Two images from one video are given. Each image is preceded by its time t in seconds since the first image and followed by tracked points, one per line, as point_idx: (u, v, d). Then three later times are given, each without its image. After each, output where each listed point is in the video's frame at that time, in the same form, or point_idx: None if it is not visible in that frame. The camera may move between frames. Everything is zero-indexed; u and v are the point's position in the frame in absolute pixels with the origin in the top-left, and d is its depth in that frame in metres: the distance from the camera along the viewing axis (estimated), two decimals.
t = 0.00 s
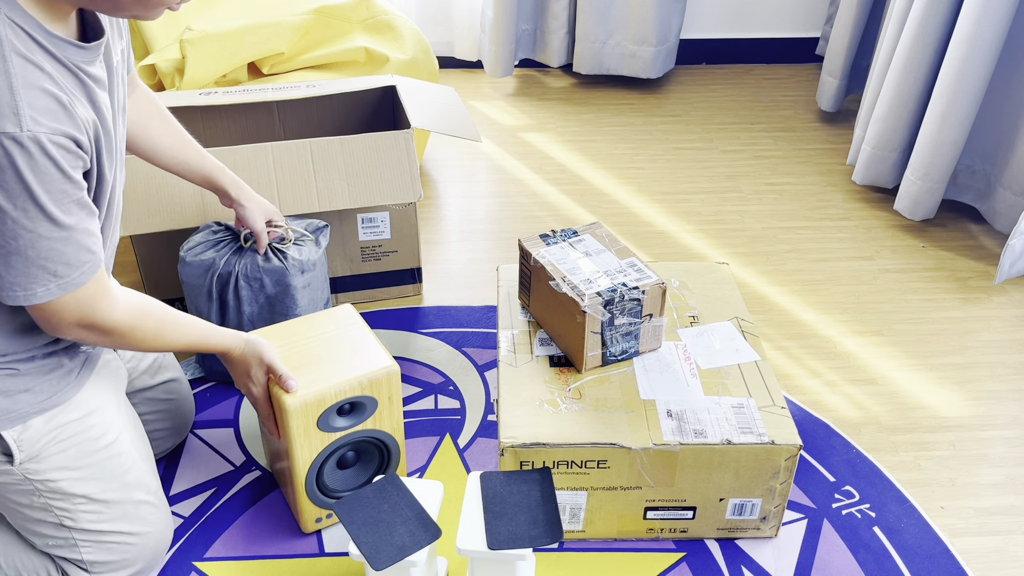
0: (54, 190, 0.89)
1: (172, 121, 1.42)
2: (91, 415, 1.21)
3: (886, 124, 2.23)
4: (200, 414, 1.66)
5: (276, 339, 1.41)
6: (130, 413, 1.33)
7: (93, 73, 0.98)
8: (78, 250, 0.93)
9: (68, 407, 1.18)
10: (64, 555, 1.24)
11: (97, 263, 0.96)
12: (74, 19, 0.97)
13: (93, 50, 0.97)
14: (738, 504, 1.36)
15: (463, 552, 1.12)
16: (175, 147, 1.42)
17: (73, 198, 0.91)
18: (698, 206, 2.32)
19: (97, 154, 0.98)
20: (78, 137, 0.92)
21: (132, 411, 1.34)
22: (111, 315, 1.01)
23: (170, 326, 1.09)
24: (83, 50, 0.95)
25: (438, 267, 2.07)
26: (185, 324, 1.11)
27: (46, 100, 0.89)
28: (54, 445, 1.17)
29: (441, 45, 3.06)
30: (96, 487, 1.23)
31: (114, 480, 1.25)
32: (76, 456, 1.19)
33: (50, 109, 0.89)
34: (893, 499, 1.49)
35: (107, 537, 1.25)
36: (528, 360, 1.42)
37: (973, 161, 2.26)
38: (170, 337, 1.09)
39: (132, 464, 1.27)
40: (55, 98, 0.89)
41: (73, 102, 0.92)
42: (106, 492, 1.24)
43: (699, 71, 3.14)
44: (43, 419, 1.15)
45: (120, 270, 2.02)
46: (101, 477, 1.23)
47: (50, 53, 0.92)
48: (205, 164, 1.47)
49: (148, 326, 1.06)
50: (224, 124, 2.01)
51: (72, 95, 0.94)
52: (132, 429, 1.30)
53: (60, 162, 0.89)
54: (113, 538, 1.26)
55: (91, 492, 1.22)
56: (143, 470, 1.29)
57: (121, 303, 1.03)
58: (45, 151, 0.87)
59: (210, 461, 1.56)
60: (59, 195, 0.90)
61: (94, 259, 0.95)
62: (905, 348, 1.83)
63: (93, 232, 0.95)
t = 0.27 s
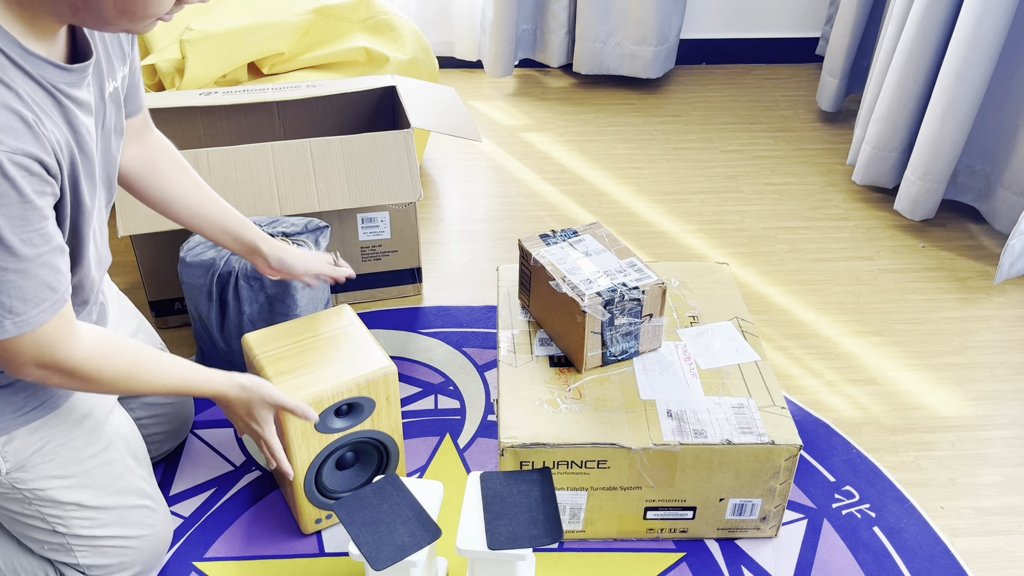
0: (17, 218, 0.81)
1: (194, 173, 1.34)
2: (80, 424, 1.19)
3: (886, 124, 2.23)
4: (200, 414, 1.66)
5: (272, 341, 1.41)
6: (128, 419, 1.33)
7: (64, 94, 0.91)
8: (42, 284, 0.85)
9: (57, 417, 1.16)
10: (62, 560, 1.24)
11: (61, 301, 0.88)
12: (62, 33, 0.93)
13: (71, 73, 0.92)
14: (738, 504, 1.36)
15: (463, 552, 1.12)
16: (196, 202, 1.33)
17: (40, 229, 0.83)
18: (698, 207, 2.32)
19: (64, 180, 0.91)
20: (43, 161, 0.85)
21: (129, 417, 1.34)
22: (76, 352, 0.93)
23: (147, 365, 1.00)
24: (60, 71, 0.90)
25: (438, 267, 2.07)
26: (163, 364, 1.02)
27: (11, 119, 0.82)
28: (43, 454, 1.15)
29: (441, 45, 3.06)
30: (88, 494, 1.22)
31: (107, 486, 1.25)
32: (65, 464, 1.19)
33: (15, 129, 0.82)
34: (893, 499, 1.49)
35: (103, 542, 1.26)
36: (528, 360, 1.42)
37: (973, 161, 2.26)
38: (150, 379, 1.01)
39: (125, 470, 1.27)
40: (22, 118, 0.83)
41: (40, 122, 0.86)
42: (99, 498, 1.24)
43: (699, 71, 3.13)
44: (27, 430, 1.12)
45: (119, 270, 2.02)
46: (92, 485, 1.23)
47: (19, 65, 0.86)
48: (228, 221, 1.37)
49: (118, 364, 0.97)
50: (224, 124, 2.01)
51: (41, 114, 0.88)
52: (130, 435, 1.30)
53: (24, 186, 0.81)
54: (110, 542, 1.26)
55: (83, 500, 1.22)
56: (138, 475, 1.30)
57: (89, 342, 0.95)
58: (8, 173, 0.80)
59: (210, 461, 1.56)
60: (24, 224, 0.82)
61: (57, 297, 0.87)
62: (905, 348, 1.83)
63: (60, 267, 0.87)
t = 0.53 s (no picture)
0: (28, 263, 0.83)
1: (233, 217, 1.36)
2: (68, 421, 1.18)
3: (886, 124, 2.23)
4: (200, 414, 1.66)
5: (274, 340, 1.41)
6: (122, 415, 1.33)
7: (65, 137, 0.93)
8: (63, 313, 0.87)
9: (43, 416, 1.16)
10: (60, 559, 1.24)
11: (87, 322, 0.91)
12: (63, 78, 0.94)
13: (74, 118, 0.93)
14: (738, 504, 1.36)
15: (463, 552, 1.12)
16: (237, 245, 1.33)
17: (52, 265, 0.85)
18: (698, 206, 2.32)
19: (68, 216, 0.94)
20: (46, 205, 0.87)
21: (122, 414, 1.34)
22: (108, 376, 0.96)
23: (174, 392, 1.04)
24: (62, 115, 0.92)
25: (438, 267, 2.07)
26: (197, 396, 1.07)
27: (12, 170, 0.84)
28: (30, 454, 1.16)
29: (441, 45, 3.06)
30: (81, 492, 1.23)
31: (100, 482, 1.25)
32: (55, 462, 1.19)
33: (19, 177, 0.84)
34: (893, 499, 1.49)
35: (100, 539, 1.26)
36: (528, 360, 1.42)
37: (973, 161, 2.26)
38: (180, 407, 1.05)
39: (118, 467, 1.27)
40: (25, 168, 0.85)
41: (43, 170, 0.88)
42: (93, 495, 1.24)
43: (699, 71, 3.14)
44: (14, 429, 1.13)
45: (119, 270, 2.02)
46: (85, 482, 1.23)
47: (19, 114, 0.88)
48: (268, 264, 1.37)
49: (147, 390, 1.01)
50: (223, 124, 2.01)
51: (42, 160, 0.90)
52: (123, 432, 1.30)
53: (32, 232, 0.83)
54: (107, 539, 1.26)
55: (76, 497, 1.22)
56: (133, 472, 1.30)
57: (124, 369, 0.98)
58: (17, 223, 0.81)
59: (209, 461, 1.56)
60: (37, 265, 0.84)
61: (81, 319, 0.89)
62: (905, 348, 1.83)
63: (81, 291, 0.89)
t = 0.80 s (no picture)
0: (41, 270, 0.83)
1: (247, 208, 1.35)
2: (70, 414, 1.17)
3: (886, 124, 2.23)
4: (200, 414, 1.66)
5: (297, 328, 1.42)
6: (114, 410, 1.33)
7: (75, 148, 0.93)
8: (79, 313, 0.87)
9: (45, 408, 1.14)
10: (63, 553, 1.24)
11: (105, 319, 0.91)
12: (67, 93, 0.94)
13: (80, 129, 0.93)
14: (738, 504, 1.36)
15: (463, 552, 1.12)
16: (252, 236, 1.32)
17: (66, 268, 0.85)
18: (698, 207, 2.32)
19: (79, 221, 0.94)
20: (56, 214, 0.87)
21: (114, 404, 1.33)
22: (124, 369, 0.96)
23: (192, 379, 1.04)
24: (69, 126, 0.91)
25: (438, 267, 2.07)
26: (215, 382, 1.07)
27: (24, 181, 0.84)
28: (33, 447, 1.14)
29: (441, 45, 3.06)
30: (82, 483, 1.22)
31: (102, 472, 1.24)
32: (57, 454, 1.18)
33: (29, 189, 0.84)
34: (893, 499, 1.49)
35: (104, 531, 1.26)
36: (528, 360, 1.42)
37: (973, 161, 2.26)
38: (199, 393, 1.05)
39: (118, 458, 1.27)
40: (37, 177, 0.85)
41: (53, 179, 0.88)
42: (95, 486, 1.24)
43: (699, 71, 3.14)
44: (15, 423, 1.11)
45: (118, 271, 2.02)
46: (85, 473, 1.22)
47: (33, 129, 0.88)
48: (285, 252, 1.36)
49: (166, 381, 1.01)
50: (223, 124, 2.01)
51: (53, 171, 0.90)
52: (116, 423, 1.30)
53: (44, 238, 0.83)
54: (110, 530, 1.26)
55: (78, 488, 1.22)
56: (131, 462, 1.30)
57: (139, 361, 0.98)
58: (26, 230, 0.82)
59: (210, 461, 1.56)
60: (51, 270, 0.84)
61: (99, 317, 0.90)
62: (905, 348, 1.83)
63: (95, 291, 0.89)
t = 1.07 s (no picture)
0: (84, 266, 0.85)
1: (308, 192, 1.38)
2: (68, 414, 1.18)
3: (886, 124, 2.23)
4: (200, 414, 1.66)
5: (362, 313, 1.47)
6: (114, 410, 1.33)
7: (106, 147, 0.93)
8: (126, 301, 0.89)
9: (42, 407, 1.15)
10: (63, 553, 1.23)
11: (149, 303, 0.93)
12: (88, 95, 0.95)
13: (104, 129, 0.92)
14: (738, 504, 1.36)
15: (463, 552, 1.12)
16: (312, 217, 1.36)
17: (108, 259, 0.87)
18: (698, 206, 2.32)
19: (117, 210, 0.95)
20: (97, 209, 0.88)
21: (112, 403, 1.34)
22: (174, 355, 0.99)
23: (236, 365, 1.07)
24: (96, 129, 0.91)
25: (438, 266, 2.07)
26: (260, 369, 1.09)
27: (65, 182, 0.85)
28: (32, 445, 1.15)
29: (441, 45, 3.06)
30: (82, 481, 1.22)
31: (102, 470, 1.25)
32: (56, 453, 1.18)
33: (70, 190, 0.85)
34: (893, 499, 1.49)
35: (104, 529, 1.26)
36: (528, 360, 1.42)
37: (973, 161, 2.26)
38: (244, 379, 1.08)
39: (118, 457, 1.27)
40: (76, 178, 0.86)
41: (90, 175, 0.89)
42: (96, 484, 1.24)
43: (699, 71, 3.14)
44: (15, 422, 1.12)
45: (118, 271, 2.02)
46: (86, 472, 1.23)
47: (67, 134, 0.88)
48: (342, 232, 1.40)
49: (214, 366, 1.04)
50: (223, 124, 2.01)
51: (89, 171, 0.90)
52: (116, 423, 1.31)
53: (86, 234, 0.85)
54: (110, 529, 1.26)
55: (78, 486, 1.22)
56: (131, 461, 1.30)
57: (189, 347, 1.01)
58: (70, 228, 0.83)
59: (210, 461, 1.56)
60: (97, 264, 0.86)
61: (142, 302, 0.92)
62: (905, 348, 1.83)
63: (137, 278, 0.91)
